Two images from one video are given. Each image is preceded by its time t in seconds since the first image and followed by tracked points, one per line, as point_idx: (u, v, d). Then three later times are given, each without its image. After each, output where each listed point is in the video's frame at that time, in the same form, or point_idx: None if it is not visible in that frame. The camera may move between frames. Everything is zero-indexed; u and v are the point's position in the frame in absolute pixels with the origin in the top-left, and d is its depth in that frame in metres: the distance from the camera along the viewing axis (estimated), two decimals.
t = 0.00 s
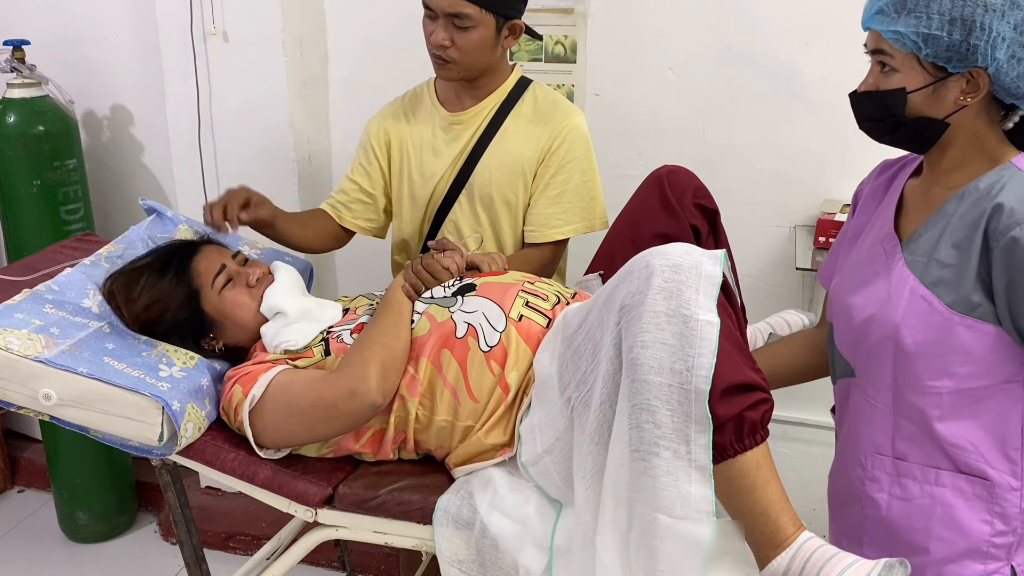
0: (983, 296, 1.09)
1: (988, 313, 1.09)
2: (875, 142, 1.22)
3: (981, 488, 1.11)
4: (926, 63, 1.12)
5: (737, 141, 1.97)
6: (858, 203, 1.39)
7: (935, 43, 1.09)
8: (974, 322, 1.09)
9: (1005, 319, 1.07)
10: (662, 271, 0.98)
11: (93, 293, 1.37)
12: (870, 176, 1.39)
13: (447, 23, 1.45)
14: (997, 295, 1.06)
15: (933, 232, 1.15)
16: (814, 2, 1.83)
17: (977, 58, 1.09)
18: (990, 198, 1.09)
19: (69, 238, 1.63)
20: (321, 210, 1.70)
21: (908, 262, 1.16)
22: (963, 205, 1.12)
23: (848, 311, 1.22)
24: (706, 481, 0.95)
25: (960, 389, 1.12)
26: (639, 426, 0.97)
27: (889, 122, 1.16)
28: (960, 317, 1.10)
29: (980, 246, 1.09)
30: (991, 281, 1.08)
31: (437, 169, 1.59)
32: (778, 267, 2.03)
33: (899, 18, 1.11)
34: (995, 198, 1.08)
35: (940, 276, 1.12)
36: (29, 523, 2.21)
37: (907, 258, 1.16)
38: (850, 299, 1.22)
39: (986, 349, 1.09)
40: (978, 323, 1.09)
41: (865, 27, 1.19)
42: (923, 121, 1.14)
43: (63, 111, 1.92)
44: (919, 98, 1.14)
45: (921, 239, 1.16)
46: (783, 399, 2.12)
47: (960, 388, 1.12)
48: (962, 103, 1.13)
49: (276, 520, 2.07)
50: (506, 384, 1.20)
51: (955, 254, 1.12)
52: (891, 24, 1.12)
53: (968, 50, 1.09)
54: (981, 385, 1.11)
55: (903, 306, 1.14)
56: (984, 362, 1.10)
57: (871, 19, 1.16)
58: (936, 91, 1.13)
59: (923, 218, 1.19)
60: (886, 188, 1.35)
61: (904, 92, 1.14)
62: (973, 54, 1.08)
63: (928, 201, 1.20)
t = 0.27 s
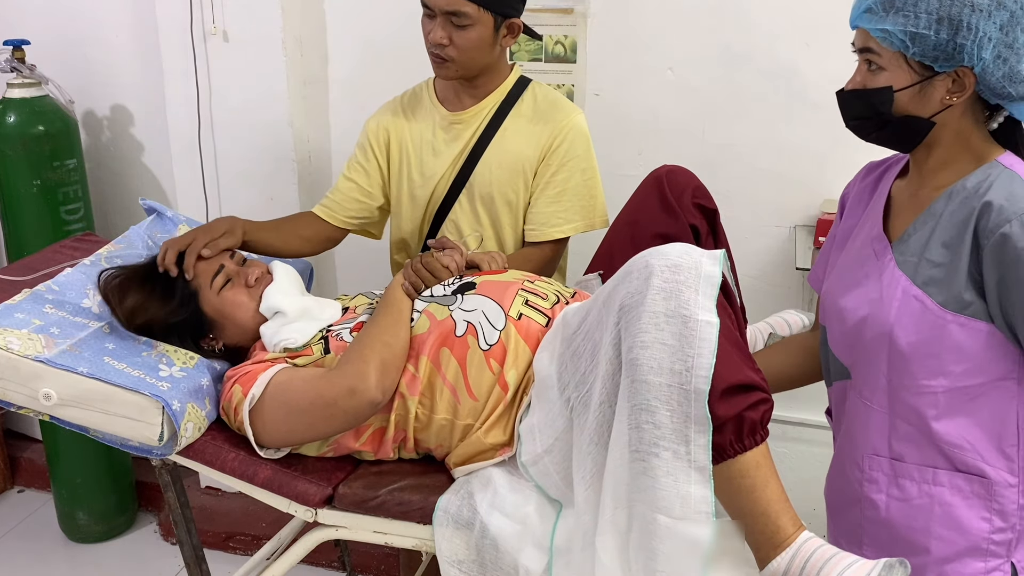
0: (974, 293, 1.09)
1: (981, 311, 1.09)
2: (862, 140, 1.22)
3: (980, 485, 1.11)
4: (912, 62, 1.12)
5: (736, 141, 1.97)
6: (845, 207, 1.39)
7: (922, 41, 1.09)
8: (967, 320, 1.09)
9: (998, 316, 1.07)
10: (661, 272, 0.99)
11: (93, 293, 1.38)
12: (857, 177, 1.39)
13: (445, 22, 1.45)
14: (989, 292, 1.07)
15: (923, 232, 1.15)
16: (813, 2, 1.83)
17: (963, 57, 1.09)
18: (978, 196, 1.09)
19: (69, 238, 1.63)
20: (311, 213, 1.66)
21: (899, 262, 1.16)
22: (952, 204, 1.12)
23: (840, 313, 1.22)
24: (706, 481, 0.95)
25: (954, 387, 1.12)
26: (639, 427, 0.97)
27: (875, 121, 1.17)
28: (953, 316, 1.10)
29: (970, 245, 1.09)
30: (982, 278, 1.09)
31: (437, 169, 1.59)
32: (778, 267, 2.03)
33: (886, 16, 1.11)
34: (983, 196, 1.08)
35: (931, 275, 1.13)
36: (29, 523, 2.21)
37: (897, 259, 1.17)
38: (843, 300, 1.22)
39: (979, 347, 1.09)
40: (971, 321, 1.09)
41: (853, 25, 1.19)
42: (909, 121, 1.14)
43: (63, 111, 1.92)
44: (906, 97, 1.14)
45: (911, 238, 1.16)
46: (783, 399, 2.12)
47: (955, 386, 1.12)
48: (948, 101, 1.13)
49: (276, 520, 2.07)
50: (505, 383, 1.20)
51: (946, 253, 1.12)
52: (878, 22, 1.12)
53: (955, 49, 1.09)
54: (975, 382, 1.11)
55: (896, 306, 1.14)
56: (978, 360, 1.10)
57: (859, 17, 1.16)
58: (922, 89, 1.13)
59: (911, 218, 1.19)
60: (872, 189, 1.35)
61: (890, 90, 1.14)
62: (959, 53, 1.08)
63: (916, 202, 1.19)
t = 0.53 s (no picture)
0: (973, 292, 1.09)
1: (980, 310, 1.09)
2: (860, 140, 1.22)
3: (980, 484, 1.11)
4: (909, 62, 1.12)
5: (736, 141, 1.97)
6: (843, 208, 1.39)
7: (918, 41, 1.09)
8: (966, 318, 1.09)
9: (997, 315, 1.07)
10: (660, 272, 0.99)
11: (93, 293, 1.38)
12: (856, 177, 1.39)
13: (442, 22, 1.45)
14: (989, 289, 1.07)
15: (923, 230, 1.15)
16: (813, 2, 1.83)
17: (959, 56, 1.09)
18: (977, 194, 1.09)
19: (69, 238, 1.63)
20: (306, 208, 1.64)
21: (898, 262, 1.16)
22: (950, 203, 1.12)
23: (840, 313, 1.22)
24: (706, 482, 0.95)
25: (954, 386, 1.12)
26: (639, 427, 0.97)
27: (872, 121, 1.17)
28: (952, 314, 1.10)
29: (969, 243, 1.09)
30: (980, 277, 1.08)
31: (435, 167, 1.59)
32: (778, 267, 2.03)
33: (882, 17, 1.11)
34: (982, 194, 1.08)
35: (930, 274, 1.13)
36: (29, 523, 2.21)
37: (897, 258, 1.17)
38: (843, 300, 1.22)
39: (979, 345, 1.09)
40: (971, 320, 1.09)
41: (848, 26, 1.19)
42: (907, 120, 1.14)
43: (63, 111, 1.92)
44: (903, 97, 1.14)
45: (910, 238, 1.16)
46: (783, 399, 2.11)
47: (954, 385, 1.12)
48: (945, 100, 1.13)
49: (276, 520, 2.07)
50: (506, 383, 1.20)
51: (944, 252, 1.12)
52: (874, 23, 1.12)
53: (950, 48, 1.09)
54: (975, 381, 1.11)
55: (896, 306, 1.14)
56: (978, 359, 1.10)
57: (855, 19, 1.16)
58: (919, 89, 1.13)
59: (910, 217, 1.19)
60: (871, 189, 1.35)
61: (888, 90, 1.14)
62: (955, 52, 1.09)
63: (915, 203, 1.19)
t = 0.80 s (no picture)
0: (975, 291, 1.09)
1: (981, 309, 1.09)
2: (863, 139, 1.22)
3: (979, 484, 1.11)
4: (913, 62, 1.12)
5: (736, 141, 1.97)
6: (846, 206, 1.39)
7: (923, 41, 1.09)
8: (967, 318, 1.09)
9: (999, 314, 1.07)
10: (660, 272, 0.99)
11: (93, 293, 1.38)
12: (858, 177, 1.39)
13: (441, 23, 1.45)
14: (991, 289, 1.07)
15: (925, 229, 1.15)
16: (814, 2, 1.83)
17: (965, 56, 1.08)
18: (979, 194, 1.09)
19: (69, 238, 1.63)
20: (306, 209, 1.65)
21: (900, 261, 1.16)
22: (953, 203, 1.12)
23: (842, 312, 1.22)
24: (706, 482, 0.95)
25: (954, 385, 1.12)
26: (639, 427, 0.97)
27: (876, 121, 1.17)
28: (954, 314, 1.10)
29: (971, 243, 1.09)
30: (982, 276, 1.08)
31: (435, 167, 1.59)
32: (778, 267, 2.03)
33: (887, 17, 1.11)
34: (984, 194, 1.08)
35: (932, 274, 1.13)
36: (29, 523, 2.21)
37: (899, 257, 1.17)
38: (844, 299, 1.22)
39: (980, 345, 1.09)
40: (972, 319, 1.09)
41: (852, 26, 1.19)
42: (911, 121, 1.14)
43: (63, 111, 1.92)
44: (907, 97, 1.14)
45: (912, 237, 1.16)
46: (783, 399, 2.11)
47: (955, 385, 1.12)
48: (949, 100, 1.13)
49: (276, 520, 2.07)
50: (506, 383, 1.20)
51: (946, 251, 1.12)
52: (879, 23, 1.12)
53: (956, 48, 1.09)
54: (975, 381, 1.11)
55: (898, 305, 1.14)
56: (979, 359, 1.10)
57: (859, 18, 1.16)
58: (924, 89, 1.13)
59: (914, 216, 1.19)
60: (874, 188, 1.34)
61: (892, 90, 1.14)
62: (961, 52, 1.08)
63: (917, 202, 1.19)
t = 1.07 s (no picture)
0: (980, 291, 1.09)
1: (986, 309, 1.09)
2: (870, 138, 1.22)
3: (981, 484, 1.11)
4: (921, 61, 1.12)
5: (736, 141, 1.97)
6: (851, 203, 1.39)
7: (931, 41, 1.09)
8: (972, 318, 1.09)
9: (1004, 315, 1.07)
10: (660, 272, 0.99)
11: (93, 293, 1.38)
12: (862, 176, 1.39)
13: (441, 24, 1.45)
14: (996, 289, 1.07)
15: (929, 229, 1.15)
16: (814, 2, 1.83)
17: (973, 56, 1.08)
18: (985, 194, 1.09)
19: (69, 238, 1.63)
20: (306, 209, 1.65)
21: (904, 260, 1.16)
22: (958, 202, 1.12)
23: (845, 311, 1.22)
24: (706, 482, 0.95)
25: (957, 385, 1.12)
26: (639, 427, 0.97)
27: (883, 120, 1.17)
28: (958, 314, 1.10)
29: (976, 243, 1.09)
30: (987, 276, 1.09)
31: (434, 165, 1.58)
32: (778, 267, 2.03)
33: (895, 16, 1.11)
34: (990, 194, 1.09)
35: (936, 273, 1.13)
36: (29, 523, 2.21)
37: (903, 257, 1.16)
38: (847, 298, 1.22)
39: (984, 345, 1.09)
40: (976, 320, 1.09)
41: (861, 25, 1.19)
42: (918, 120, 1.14)
43: (63, 111, 1.92)
44: (914, 96, 1.14)
45: (917, 236, 1.16)
46: (783, 399, 2.11)
47: (958, 385, 1.12)
48: (957, 100, 1.13)
49: (276, 520, 2.07)
50: (506, 384, 1.20)
51: (952, 251, 1.12)
52: (887, 22, 1.12)
53: (964, 48, 1.08)
54: (978, 382, 1.11)
55: (901, 304, 1.14)
56: (983, 359, 1.10)
57: (868, 17, 1.15)
58: (931, 89, 1.13)
59: (918, 216, 1.19)
60: (878, 188, 1.34)
61: (899, 90, 1.14)
62: (969, 52, 1.08)
63: (922, 201, 1.19)
